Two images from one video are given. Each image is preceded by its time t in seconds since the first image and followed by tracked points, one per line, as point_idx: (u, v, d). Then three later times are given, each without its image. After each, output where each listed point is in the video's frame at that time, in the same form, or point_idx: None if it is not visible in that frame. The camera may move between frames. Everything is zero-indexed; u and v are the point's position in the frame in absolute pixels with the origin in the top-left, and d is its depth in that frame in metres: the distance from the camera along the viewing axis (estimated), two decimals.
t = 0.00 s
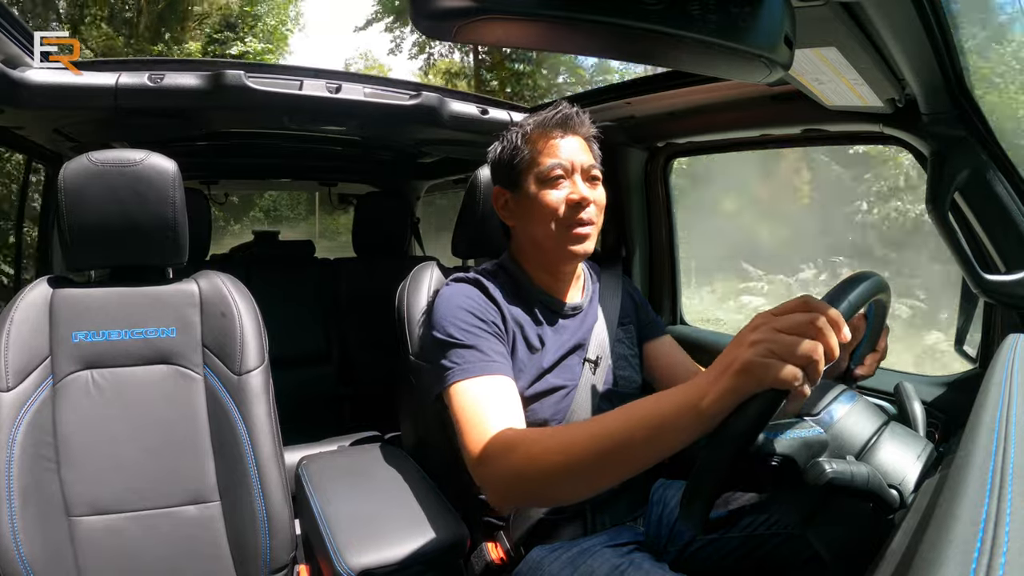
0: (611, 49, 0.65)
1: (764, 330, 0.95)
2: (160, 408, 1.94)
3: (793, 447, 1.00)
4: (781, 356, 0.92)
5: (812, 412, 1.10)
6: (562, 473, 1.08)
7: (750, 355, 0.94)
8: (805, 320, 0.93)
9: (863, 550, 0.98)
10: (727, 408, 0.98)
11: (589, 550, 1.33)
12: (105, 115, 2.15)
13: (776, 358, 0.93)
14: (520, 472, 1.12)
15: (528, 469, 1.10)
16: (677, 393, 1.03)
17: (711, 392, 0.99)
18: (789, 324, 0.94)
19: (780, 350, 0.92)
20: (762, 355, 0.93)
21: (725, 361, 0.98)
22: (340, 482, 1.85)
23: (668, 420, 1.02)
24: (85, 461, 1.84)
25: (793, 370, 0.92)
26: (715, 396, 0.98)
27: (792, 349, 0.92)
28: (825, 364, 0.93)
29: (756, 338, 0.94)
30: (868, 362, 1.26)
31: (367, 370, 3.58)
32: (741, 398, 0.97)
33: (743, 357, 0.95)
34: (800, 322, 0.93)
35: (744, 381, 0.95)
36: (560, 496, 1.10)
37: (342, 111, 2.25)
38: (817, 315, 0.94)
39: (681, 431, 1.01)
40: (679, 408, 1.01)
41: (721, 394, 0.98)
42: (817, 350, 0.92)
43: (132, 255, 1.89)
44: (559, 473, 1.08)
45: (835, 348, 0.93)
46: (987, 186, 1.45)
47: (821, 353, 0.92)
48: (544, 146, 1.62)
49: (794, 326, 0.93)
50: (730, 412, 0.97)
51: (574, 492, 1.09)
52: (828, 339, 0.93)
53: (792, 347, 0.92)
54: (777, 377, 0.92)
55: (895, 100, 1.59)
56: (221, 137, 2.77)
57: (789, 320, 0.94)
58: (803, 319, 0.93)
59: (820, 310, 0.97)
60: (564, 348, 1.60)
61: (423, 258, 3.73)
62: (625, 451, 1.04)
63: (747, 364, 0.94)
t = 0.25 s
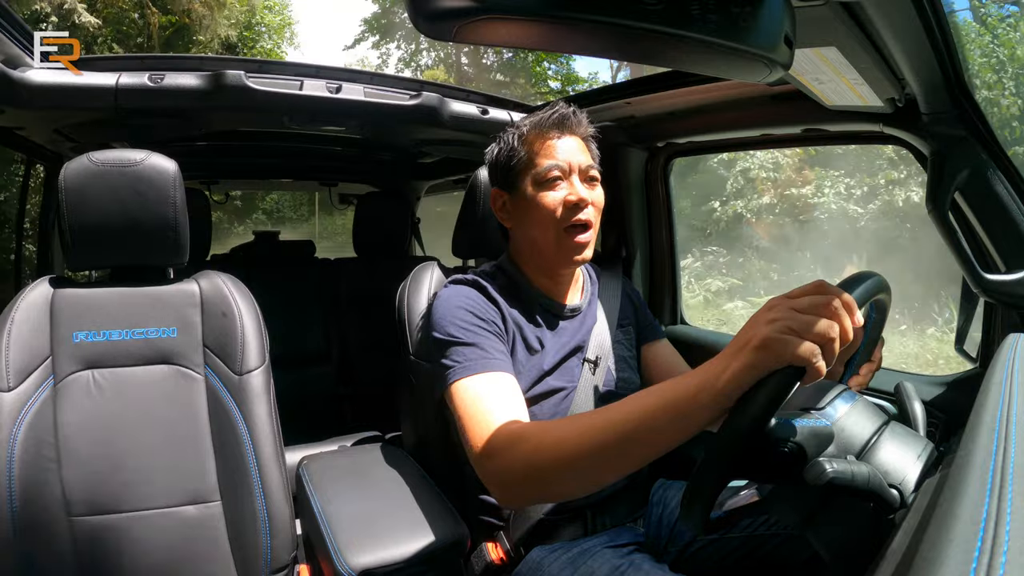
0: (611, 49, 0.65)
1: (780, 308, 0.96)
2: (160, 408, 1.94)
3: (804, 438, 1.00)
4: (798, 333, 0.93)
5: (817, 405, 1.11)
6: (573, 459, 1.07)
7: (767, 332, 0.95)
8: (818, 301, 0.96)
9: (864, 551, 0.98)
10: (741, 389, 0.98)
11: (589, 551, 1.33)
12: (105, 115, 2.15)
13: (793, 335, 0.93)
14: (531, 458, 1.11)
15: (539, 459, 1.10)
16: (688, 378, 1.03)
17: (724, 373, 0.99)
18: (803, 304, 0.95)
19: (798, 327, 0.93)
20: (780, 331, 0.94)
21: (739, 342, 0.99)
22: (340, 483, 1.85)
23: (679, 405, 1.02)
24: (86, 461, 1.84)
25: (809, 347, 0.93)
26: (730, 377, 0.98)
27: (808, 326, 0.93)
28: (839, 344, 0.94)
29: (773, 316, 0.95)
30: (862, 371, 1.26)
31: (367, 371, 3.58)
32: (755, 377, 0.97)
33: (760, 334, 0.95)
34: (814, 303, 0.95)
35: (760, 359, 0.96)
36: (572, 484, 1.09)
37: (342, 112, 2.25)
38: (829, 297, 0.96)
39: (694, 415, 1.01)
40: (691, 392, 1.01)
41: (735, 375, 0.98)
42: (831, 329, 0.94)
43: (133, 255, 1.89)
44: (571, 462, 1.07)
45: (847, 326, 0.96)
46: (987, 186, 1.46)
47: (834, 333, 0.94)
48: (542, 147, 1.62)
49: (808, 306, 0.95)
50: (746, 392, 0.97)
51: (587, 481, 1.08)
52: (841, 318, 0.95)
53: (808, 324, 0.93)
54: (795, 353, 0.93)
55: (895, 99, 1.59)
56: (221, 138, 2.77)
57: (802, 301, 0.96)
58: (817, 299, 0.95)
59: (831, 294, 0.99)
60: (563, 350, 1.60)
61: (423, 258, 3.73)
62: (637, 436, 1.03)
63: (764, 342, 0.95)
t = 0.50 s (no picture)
0: (611, 49, 0.65)
1: (767, 325, 0.97)
2: (159, 409, 1.92)
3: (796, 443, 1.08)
4: (784, 351, 0.94)
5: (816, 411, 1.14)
6: (566, 470, 1.09)
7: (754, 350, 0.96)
8: (806, 314, 0.96)
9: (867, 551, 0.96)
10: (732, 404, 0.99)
11: (589, 550, 1.33)
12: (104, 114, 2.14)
13: (779, 353, 0.94)
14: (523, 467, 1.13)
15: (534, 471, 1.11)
16: (678, 391, 1.03)
17: (714, 389, 1.00)
18: (790, 320, 0.96)
19: (784, 345, 0.94)
20: (765, 349, 0.95)
21: (728, 357, 0.99)
22: (340, 483, 1.84)
23: (670, 418, 1.02)
24: (86, 462, 1.85)
25: (796, 363, 0.94)
26: (719, 393, 0.99)
27: (794, 342, 0.94)
28: (828, 358, 0.94)
29: (759, 334, 0.96)
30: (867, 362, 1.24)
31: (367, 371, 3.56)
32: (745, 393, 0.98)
33: (745, 353, 0.97)
34: (801, 319, 0.96)
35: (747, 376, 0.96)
36: (567, 495, 1.11)
37: (342, 111, 2.24)
38: (818, 308, 0.96)
39: (684, 428, 1.02)
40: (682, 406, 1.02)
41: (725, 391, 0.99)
42: (819, 346, 0.94)
43: (133, 255, 1.89)
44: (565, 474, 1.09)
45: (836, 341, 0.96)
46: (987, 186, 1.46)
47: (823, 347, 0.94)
48: (540, 147, 1.61)
49: (794, 320, 0.96)
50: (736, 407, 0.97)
51: (581, 491, 1.10)
52: (830, 335, 0.95)
53: (795, 340, 0.94)
54: (780, 370, 0.94)
55: (894, 99, 1.59)
56: (221, 137, 2.77)
57: (789, 315, 0.96)
58: (804, 313, 0.95)
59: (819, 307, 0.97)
60: (561, 353, 1.57)
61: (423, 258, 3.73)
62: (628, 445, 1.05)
63: (751, 359, 0.96)
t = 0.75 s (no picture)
0: (610, 48, 0.65)
1: (752, 348, 1.02)
2: (160, 409, 1.93)
3: (787, 453, 1.07)
4: (767, 372, 1.00)
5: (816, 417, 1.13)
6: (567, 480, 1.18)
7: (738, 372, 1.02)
8: (792, 333, 1.00)
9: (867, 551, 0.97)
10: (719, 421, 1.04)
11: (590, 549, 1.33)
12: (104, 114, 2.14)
13: (762, 374, 1.00)
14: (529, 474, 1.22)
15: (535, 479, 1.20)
16: (670, 407, 1.10)
17: (701, 406, 1.06)
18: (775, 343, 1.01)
19: (767, 367, 1.00)
20: (750, 371, 1.01)
21: (715, 377, 1.05)
22: (341, 483, 1.85)
23: (661, 432, 1.10)
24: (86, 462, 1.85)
25: (780, 384, 0.99)
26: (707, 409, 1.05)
27: (778, 364, 0.99)
28: (813, 377, 0.99)
29: (744, 355, 1.02)
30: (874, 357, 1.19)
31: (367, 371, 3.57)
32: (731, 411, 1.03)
33: (731, 373, 1.03)
34: (787, 340, 1.00)
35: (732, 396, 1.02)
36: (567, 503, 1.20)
37: (342, 112, 2.24)
38: (805, 327, 1.01)
39: (676, 442, 1.09)
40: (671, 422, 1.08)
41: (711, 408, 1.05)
42: (801, 367, 0.98)
43: (133, 255, 1.89)
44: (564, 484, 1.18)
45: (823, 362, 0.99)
46: (987, 187, 1.46)
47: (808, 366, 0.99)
48: (533, 145, 1.62)
49: (781, 341, 1.01)
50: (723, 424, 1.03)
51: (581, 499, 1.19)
52: (816, 356, 0.99)
53: (778, 361, 0.99)
54: (764, 392, 0.99)
55: (895, 99, 1.59)
56: (221, 137, 2.77)
57: (775, 335, 1.01)
58: (790, 332, 1.00)
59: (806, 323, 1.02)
60: (562, 355, 1.56)
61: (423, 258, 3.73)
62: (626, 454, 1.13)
63: (736, 380, 1.02)
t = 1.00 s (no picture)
0: (608, 47, 0.64)
1: (743, 358, 0.97)
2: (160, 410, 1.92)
3: (781, 460, 1.07)
4: (761, 385, 0.95)
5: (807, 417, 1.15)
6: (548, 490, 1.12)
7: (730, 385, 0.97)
8: (785, 345, 0.95)
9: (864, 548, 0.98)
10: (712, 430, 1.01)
11: (591, 548, 1.33)
12: (103, 115, 2.14)
13: (756, 387, 0.96)
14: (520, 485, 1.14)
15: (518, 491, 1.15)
16: (658, 415, 1.05)
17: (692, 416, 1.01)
18: (768, 353, 0.95)
19: (759, 380, 0.95)
20: (742, 385, 0.96)
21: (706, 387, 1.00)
22: (342, 483, 1.85)
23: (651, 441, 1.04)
24: (86, 464, 1.84)
25: (774, 399, 0.95)
26: (699, 420, 1.00)
27: (771, 378, 0.94)
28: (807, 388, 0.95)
29: (735, 367, 0.97)
30: (873, 350, 1.27)
31: (367, 371, 3.57)
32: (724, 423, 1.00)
33: (723, 388, 0.98)
34: (781, 349, 0.95)
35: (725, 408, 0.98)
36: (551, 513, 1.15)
37: (342, 112, 2.24)
38: (797, 338, 0.96)
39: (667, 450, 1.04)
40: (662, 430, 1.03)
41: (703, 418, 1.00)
42: (795, 378, 0.94)
43: (132, 256, 1.89)
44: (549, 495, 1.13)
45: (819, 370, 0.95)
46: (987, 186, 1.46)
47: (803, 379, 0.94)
48: (527, 143, 1.62)
49: (773, 352, 0.95)
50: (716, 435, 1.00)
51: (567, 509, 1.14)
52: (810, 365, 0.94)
53: (770, 373, 0.94)
54: (760, 408, 0.96)
55: (895, 98, 1.59)
56: (221, 138, 2.77)
57: (767, 346, 0.95)
58: (782, 344, 0.94)
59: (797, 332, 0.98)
60: (559, 354, 1.56)
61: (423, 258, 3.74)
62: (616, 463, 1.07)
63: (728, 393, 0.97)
